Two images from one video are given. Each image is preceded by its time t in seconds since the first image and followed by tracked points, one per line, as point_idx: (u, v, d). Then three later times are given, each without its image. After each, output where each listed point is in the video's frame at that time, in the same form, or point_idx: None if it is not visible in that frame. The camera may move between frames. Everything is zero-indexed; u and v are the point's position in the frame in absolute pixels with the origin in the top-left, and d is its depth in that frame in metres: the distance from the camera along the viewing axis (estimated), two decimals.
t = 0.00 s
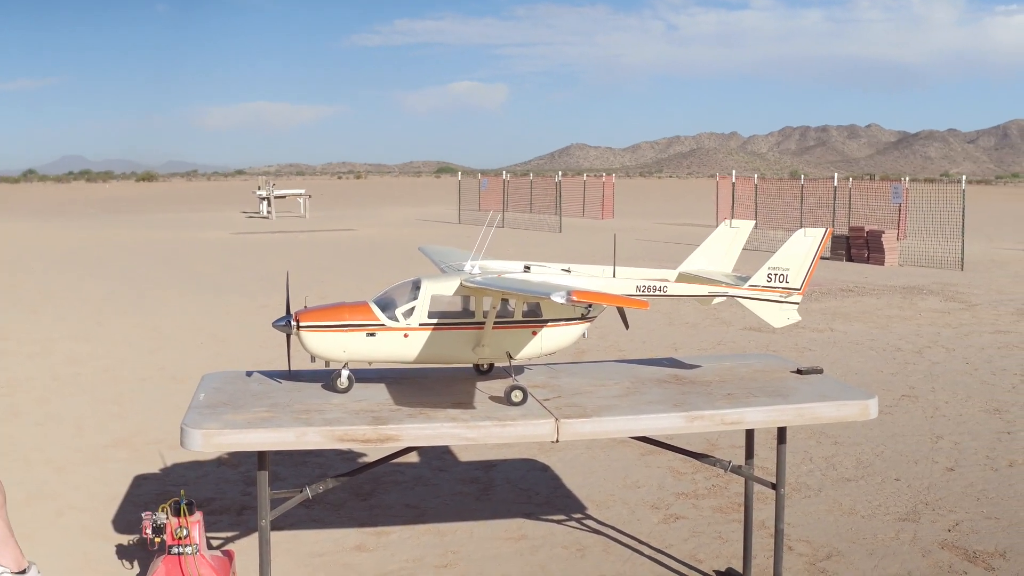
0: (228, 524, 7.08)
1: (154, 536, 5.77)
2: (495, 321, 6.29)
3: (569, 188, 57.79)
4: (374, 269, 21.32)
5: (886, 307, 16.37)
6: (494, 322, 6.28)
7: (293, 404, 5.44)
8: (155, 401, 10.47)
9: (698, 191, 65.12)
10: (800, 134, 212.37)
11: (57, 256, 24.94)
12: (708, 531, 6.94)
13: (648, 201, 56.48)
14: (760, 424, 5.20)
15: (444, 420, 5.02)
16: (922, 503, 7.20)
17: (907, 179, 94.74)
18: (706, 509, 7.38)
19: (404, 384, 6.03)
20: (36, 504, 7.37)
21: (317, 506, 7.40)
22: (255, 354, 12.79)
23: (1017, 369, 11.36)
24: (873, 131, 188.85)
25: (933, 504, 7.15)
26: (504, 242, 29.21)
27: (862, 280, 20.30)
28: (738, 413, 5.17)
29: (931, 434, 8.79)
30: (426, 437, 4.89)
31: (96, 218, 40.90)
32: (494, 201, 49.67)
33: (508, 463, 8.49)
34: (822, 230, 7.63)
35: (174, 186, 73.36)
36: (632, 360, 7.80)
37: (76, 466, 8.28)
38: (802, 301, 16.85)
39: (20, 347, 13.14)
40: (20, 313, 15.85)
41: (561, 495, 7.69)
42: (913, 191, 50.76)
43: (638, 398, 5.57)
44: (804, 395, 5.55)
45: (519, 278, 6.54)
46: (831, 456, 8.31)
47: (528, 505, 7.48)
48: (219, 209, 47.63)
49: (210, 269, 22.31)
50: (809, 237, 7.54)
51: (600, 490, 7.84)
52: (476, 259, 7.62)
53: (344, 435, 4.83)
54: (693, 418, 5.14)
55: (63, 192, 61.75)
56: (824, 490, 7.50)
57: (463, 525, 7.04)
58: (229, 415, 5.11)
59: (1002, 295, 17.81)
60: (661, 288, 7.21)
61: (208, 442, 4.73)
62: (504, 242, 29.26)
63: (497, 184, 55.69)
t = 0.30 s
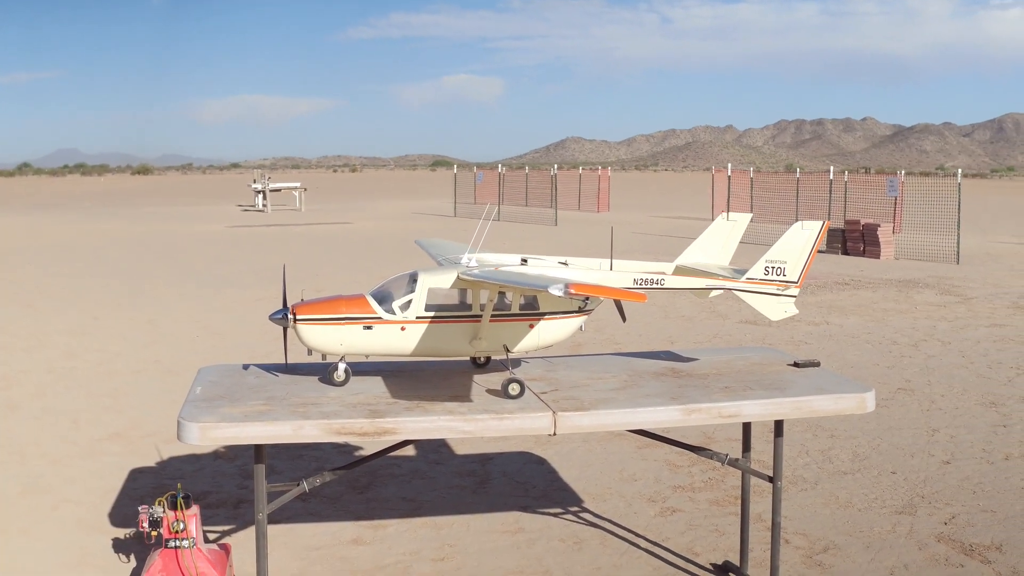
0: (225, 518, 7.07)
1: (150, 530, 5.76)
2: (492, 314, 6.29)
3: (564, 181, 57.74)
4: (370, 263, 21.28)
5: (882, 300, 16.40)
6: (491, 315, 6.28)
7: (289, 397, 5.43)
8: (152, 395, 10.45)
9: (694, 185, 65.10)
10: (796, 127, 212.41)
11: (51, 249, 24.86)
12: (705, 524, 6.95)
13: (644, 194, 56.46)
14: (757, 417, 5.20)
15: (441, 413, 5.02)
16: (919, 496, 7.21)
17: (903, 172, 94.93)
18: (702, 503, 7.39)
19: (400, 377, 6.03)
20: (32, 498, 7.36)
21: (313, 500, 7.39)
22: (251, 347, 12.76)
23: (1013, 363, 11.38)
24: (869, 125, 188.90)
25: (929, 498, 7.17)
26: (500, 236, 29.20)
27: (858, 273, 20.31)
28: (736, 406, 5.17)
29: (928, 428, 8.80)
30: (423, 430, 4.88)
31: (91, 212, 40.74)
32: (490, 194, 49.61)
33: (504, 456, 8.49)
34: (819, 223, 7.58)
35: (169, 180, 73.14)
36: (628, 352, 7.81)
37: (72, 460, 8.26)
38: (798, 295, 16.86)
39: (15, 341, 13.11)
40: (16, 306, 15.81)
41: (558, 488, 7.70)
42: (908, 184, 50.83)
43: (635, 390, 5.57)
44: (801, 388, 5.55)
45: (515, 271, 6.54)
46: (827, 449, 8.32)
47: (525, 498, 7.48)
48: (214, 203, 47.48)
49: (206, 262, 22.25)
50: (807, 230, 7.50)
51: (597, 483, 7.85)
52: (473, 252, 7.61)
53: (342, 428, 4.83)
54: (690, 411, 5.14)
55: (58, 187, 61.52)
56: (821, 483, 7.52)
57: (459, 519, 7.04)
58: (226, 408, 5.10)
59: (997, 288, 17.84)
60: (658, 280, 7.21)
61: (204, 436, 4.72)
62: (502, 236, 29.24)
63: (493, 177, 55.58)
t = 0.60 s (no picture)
0: (221, 512, 7.05)
1: (145, 524, 5.76)
2: (487, 307, 6.28)
3: (560, 174, 57.67)
4: (366, 257, 21.24)
5: (877, 294, 16.42)
6: (486, 308, 6.25)
7: (284, 390, 5.42)
8: (148, 388, 10.43)
9: (690, 178, 65.07)
10: (792, 121, 212.46)
11: (46, 243, 24.78)
12: (700, 518, 6.96)
13: (639, 188, 56.43)
14: (752, 410, 5.19)
15: (436, 406, 5.00)
16: (914, 490, 7.23)
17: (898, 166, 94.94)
18: (697, 496, 7.39)
19: (396, 371, 6.01)
20: (27, 492, 7.34)
21: (309, 493, 7.38)
22: (246, 341, 12.74)
23: (1008, 357, 11.40)
24: (865, 119, 188.95)
25: (925, 491, 7.19)
26: (496, 230, 29.15)
27: (853, 267, 20.33)
28: (731, 400, 5.17)
29: (923, 421, 8.81)
30: (418, 424, 4.87)
31: (86, 205, 40.61)
32: (485, 188, 49.54)
33: (499, 449, 8.49)
34: (815, 217, 7.64)
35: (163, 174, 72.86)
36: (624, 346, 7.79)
37: (67, 453, 8.25)
38: (793, 289, 16.87)
39: (9, 335, 13.07)
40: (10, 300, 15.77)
41: (553, 481, 7.70)
42: (903, 178, 50.87)
43: (630, 384, 5.57)
44: (797, 382, 5.55)
45: (511, 265, 6.52)
46: (823, 443, 8.33)
47: (520, 491, 7.48)
48: (208, 197, 47.35)
49: (201, 256, 22.19)
50: (803, 223, 7.53)
51: (592, 477, 7.85)
52: (468, 246, 7.59)
53: (336, 422, 4.81)
54: (686, 404, 5.13)
55: (52, 180, 61.28)
56: (816, 476, 7.53)
57: (455, 513, 7.04)
58: (221, 402, 5.08)
59: (992, 282, 17.86)
60: (653, 274, 7.19)
61: (199, 430, 4.70)
62: (498, 229, 29.21)
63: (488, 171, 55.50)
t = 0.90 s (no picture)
0: (216, 506, 7.04)
1: (141, 518, 5.75)
2: (483, 301, 6.27)
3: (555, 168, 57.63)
4: (361, 251, 21.20)
5: (872, 287, 16.44)
6: (482, 302, 6.25)
7: (280, 384, 5.41)
8: (143, 383, 10.41)
9: (685, 172, 65.05)
10: (787, 115, 212.45)
11: (40, 237, 24.69)
12: (695, 511, 6.97)
13: (635, 181, 56.40)
14: (748, 404, 5.20)
15: (432, 400, 5.00)
16: (909, 483, 7.25)
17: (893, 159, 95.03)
18: (693, 490, 7.40)
19: (391, 365, 6.01)
20: (23, 487, 7.33)
21: (305, 487, 7.38)
22: (242, 335, 12.72)
23: (1002, 350, 11.43)
24: (860, 113, 189.03)
25: (920, 485, 7.21)
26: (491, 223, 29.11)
27: (848, 261, 20.36)
28: (727, 393, 5.17)
29: (918, 415, 8.83)
30: (414, 418, 4.87)
31: (80, 199, 40.45)
32: (481, 182, 49.45)
33: (495, 443, 8.50)
34: (811, 210, 7.64)
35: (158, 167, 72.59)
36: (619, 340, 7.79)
37: (63, 448, 8.23)
38: (789, 282, 16.89)
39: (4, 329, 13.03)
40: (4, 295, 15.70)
41: (549, 475, 7.70)
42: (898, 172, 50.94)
43: (626, 378, 5.57)
44: (793, 376, 5.55)
45: (506, 258, 6.51)
46: (818, 436, 8.35)
47: (516, 485, 7.48)
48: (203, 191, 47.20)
49: (196, 250, 22.12)
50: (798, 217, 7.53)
51: (588, 470, 7.86)
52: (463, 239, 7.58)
53: (332, 416, 4.81)
54: (682, 398, 5.13)
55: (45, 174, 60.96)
56: (811, 470, 7.55)
57: (450, 506, 7.04)
58: (216, 396, 5.07)
59: (987, 276, 17.89)
60: (649, 268, 7.19)
61: (195, 423, 4.69)
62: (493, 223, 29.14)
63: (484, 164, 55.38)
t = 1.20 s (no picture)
0: (215, 504, 7.06)
1: (141, 516, 5.76)
2: (483, 300, 6.29)
3: (552, 165, 57.62)
4: (358, 248, 21.18)
5: (869, 285, 16.47)
6: (482, 301, 6.27)
7: (280, 383, 5.42)
8: (142, 381, 10.42)
9: (682, 169, 64.99)
10: (784, 112, 212.46)
11: (36, 235, 24.65)
12: (694, 509, 7.00)
13: (632, 179, 56.39)
14: (747, 402, 5.22)
15: (433, 398, 5.02)
16: (907, 481, 7.28)
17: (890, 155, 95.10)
18: (691, 487, 7.43)
19: (391, 363, 6.03)
20: (22, 485, 7.33)
21: (304, 486, 7.40)
22: (240, 333, 12.71)
23: (999, 348, 11.47)
24: (856, 110, 189.10)
25: (918, 482, 7.24)
26: (488, 220, 29.07)
27: (845, 258, 20.39)
28: (726, 392, 5.19)
29: (916, 413, 8.86)
30: (414, 416, 4.89)
31: (76, 196, 40.36)
32: (478, 178, 49.38)
33: (494, 441, 8.52)
34: (810, 209, 7.69)
35: (153, 165, 72.40)
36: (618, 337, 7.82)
37: (62, 446, 8.23)
38: (786, 280, 16.91)
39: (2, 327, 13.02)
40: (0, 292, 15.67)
41: (547, 473, 7.73)
42: (894, 169, 51.03)
43: (625, 376, 5.59)
44: (791, 374, 5.58)
45: (506, 257, 6.53)
46: (816, 434, 8.38)
47: (515, 483, 7.51)
48: (200, 188, 47.11)
49: (192, 248, 22.09)
50: (797, 216, 7.57)
51: (587, 468, 7.88)
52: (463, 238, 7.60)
53: (333, 415, 4.83)
54: (681, 396, 5.15)
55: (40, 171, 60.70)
56: (810, 467, 7.57)
57: (449, 504, 7.06)
58: (217, 394, 5.08)
59: (983, 274, 17.93)
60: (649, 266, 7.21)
61: (196, 422, 4.71)
62: (490, 220, 29.09)
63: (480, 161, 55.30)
